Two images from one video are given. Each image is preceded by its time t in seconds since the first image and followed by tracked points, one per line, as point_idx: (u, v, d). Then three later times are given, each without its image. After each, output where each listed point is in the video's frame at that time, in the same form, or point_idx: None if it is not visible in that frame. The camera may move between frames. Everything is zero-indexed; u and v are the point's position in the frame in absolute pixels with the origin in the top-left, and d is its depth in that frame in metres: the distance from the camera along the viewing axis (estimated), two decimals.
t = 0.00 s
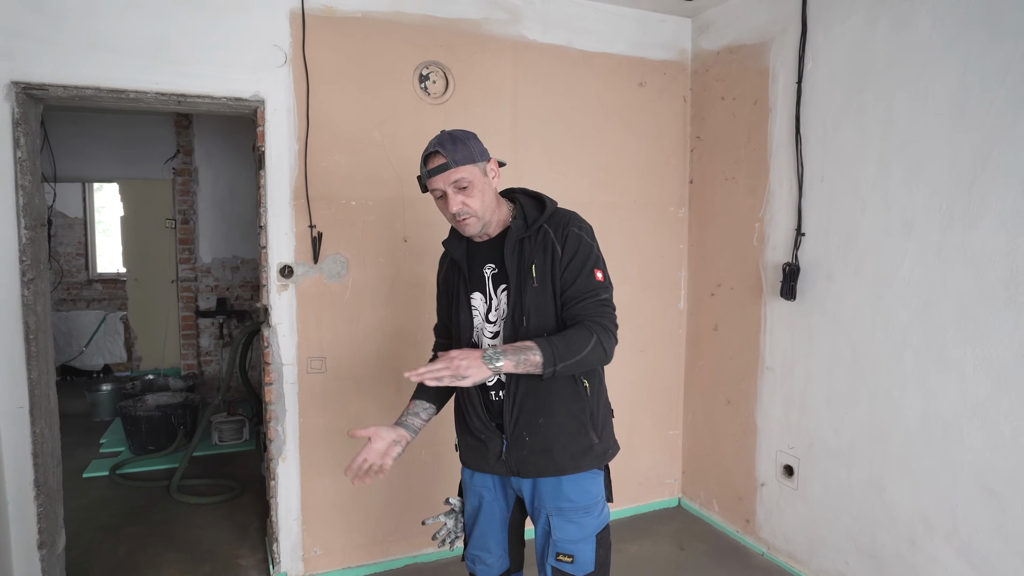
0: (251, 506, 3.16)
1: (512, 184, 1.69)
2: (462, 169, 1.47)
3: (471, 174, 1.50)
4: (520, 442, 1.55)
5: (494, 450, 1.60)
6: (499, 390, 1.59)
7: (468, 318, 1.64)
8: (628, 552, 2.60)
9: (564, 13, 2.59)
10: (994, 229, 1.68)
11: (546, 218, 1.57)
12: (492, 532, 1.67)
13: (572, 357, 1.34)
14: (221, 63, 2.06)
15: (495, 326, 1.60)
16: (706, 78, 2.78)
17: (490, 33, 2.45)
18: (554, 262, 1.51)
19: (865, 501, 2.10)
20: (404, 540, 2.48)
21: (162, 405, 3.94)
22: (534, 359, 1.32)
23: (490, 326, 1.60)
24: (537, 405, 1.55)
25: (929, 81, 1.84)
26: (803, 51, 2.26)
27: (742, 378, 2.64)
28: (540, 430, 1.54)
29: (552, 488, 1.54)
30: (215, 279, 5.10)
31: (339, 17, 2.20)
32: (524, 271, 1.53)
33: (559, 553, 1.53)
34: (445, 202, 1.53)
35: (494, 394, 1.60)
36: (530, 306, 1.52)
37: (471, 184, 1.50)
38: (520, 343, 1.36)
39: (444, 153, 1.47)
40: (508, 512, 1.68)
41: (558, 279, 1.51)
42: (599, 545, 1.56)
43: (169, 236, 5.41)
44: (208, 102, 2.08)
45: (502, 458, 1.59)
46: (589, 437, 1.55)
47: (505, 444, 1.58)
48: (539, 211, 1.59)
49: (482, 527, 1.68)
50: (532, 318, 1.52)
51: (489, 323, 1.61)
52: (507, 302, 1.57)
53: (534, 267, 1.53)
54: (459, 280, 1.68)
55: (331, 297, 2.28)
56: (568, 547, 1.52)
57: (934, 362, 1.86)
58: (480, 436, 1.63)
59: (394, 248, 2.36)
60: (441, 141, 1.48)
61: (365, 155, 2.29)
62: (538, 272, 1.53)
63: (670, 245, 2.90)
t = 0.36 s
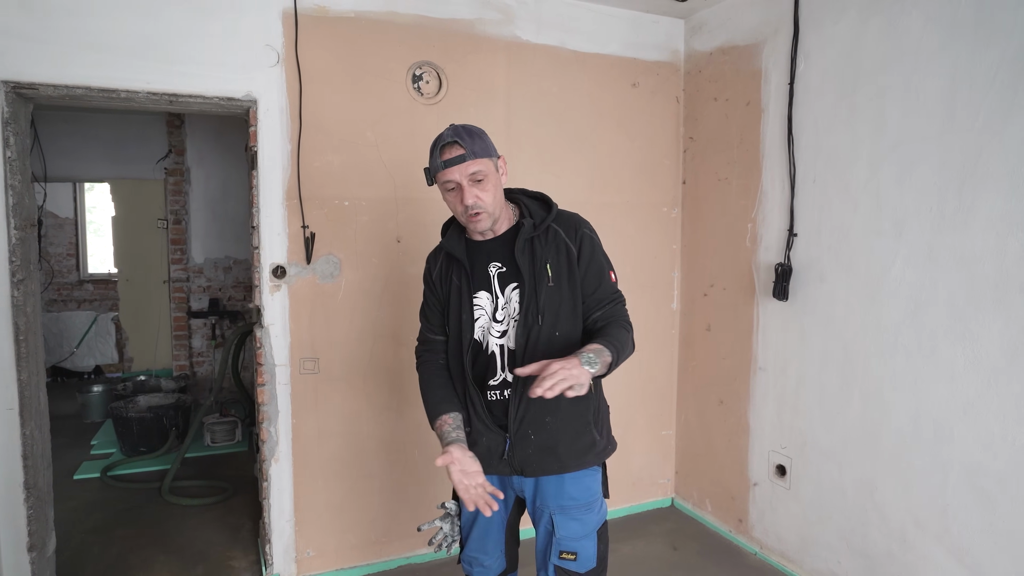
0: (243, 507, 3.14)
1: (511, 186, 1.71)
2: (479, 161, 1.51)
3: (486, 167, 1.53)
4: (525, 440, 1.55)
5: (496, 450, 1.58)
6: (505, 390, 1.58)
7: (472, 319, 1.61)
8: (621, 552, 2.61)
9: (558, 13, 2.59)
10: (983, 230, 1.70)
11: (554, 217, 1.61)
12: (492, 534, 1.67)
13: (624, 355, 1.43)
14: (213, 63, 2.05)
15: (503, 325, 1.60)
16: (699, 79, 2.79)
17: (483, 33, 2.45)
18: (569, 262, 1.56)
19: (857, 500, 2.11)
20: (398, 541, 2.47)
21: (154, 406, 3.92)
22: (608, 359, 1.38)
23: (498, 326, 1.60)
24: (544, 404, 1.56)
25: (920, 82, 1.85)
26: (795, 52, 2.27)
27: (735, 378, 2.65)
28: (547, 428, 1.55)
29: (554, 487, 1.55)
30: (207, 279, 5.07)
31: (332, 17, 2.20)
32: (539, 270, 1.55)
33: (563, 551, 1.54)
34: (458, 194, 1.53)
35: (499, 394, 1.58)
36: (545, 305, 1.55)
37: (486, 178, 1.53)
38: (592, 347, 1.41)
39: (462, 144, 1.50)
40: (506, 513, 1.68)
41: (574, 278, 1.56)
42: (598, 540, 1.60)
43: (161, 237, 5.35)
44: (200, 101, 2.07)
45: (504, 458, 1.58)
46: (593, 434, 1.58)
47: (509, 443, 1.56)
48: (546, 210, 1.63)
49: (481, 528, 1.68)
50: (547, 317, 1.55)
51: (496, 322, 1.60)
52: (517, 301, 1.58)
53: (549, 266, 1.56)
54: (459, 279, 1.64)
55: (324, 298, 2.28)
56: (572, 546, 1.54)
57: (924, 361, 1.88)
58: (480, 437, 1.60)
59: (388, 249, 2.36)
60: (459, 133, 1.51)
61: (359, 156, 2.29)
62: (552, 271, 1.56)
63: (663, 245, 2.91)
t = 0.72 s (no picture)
0: (238, 508, 3.13)
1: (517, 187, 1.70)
2: (498, 161, 1.51)
3: (502, 168, 1.53)
4: (532, 442, 1.56)
5: (503, 453, 1.58)
6: (513, 393, 1.59)
7: (477, 322, 1.60)
8: (617, 552, 2.61)
9: (554, 13, 2.59)
10: (978, 230, 1.71)
11: (560, 221, 1.63)
12: (492, 535, 1.68)
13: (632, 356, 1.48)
14: (208, 62, 2.04)
15: (510, 328, 1.59)
16: (694, 79, 2.79)
17: (479, 33, 2.45)
18: (576, 265, 1.58)
19: (852, 499, 2.12)
20: (394, 542, 2.47)
21: (148, 407, 3.89)
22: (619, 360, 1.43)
23: (505, 329, 1.59)
24: (550, 405, 1.58)
25: (915, 83, 1.86)
26: (790, 53, 2.28)
27: (731, 378, 2.66)
28: (553, 428, 1.58)
29: (561, 484, 1.59)
30: (201, 280, 5.04)
31: (327, 17, 2.19)
32: (548, 273, 1.56)
33: (572, 547, 1.58)
34: (472, 193, 1.52)
35: (507, 396, 1.59)
36: (554, 308, 1.57)
37: (501, 179, 1.52)
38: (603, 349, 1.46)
39: (483, 143, 1.49)
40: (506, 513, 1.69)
41: (580, 281, 1.59)
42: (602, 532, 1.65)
43: (155, 236, 5.36)
44: (195, 101, 2.06)
45: (511, 461, 1.58)
46: (596, 432, 1.62)
47: (516, 445, 1.57)
48: (552, 214, 1.64)
49: (482, 530, 1.67)
50: (555, 321, 1.57)
51: (503, 325, 1.59)
52: (526, 304, 1.58)
53: (557, 270, 1.58)
54: (463, 280, 1.62)
55: (320, 298, 2.27)
56: (580, 540, 1.59)
57: (919, 362, 1.89)
58: (485, 440, 1.60)
59: (384, 249, 2.35)
60: (478, 131, 1.50)
61: (354, 156, 2.28)
62: (560, 275, 1.58)
63: (659, 245, 2.92)
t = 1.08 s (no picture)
0: (236, 509, 3.12)
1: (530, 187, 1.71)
2: (518, 147, 1.55)
3: (521, 156, 1.57)
4: (521, 441, 1.55)
5: (490, 450, 1.57)
6: (504, 387, 1.58)
7: (476, 312, 1.60)
8: (616, 552, 2.60)
9: (552, 13, 2.58)
10: (979, 231, 1.71)
11: (568, 222, 1.62)
12: (484, 536, 1.66)
13: (623, 344, 1.43)
14: (206, 61, 2.03)
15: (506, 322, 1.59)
16: (693, 79, 2.79)
17: (478, 33, 2.44)
18: (578, 265, 1.57)
19: (852, 499, 2.13)
20: (393, 543, 2.46)
21: (144, 408, 3.87)
22: (602, 334, 1.39)
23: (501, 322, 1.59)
24: (543, 404, 1.56)
25: (914, 83, 1.86)
26: (790, 53, 2.28)
27: (730, 377, 2.66)
28: (544, 428, 1.56)
29: (550, 487, 1.56)
30: (198, 280, 5.03)
31: (326, 16, 2.18)
32: (548, 271, 1.56)
33: (559, 551, 1.56)
34: (489, 174, 1.54)
35: (498, 390, 1.58)
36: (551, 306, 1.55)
37: (519, 165, 1.56)
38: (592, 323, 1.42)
39: (506, 127, 1.54)
40: (500, 514, 1.67)
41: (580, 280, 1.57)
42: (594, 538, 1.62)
43: (151, 237, 5.33)
44: (193, 100, 2.05)
45: (498, 458, 1.57)
46: (589, 437, 1.59)
47: (505, 442, 1.55)
48: (561, 214, 1.64)
49: (474, 531, 1.66)
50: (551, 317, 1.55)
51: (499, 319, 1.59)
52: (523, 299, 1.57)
53: (558, 269, 1.57)
54: (466, 270, 1.63)
55: (319, 298, 2.26)
56: (568, 545, 1.56)
57: (919, 362, 1.89)
58: (476, 434, 1.59)
59: (383, 248, 2.35)
60: (503, 117, 1.56)
61: (353, 155, 2.27)
62: (560, 273, 1.57)
63: (658, 245, 2.92)
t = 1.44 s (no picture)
0: (235, 510, 3.11)
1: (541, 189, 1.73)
2: (536, 143, 1.58)
3: (538, 153, 1.59)
4: (513, 442, 1.54)
5: (483, 449, 1.57)
6: (499, 388, 1.57)
7: (477, 310, 1.59)
8: (616, 553, 2.60)
9: (553, 13, 2.58)
10: (979, 231, 1.71)
11: (577, 227, 1.62)
12: (479, 537, 1.66)
13: (634, 369, 1.45)
14: (207, 61, 2.02)
15: (507, 322, 1.57)
16: (693, 79, 2.80)
17: (478, 33, 2.44)
18: (586, 274, 1.57)
19: (852, 499, 2.13)
20: (392, 544, 2.45)
21: (143, 408, 3.86)
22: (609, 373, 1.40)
23: (501, 322, 1.57)
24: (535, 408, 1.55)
25: (915, 84, 1.87)
26: (791, 53, 2.28)
27: (730, 378, 2.66)
28: (536, 432, 1.55)
29: (542, 491, 1.54)
30: (196, 280, 5.02)
31: (327, 15, 2.18)
32: (555, 274, 1.56)
33: (552, 555, 1.55)
34: (504, 165, 1.56)
35: (493, 390, 1.58)
36: (556, 311, 1.55)
37: (534, 161, 1.58)
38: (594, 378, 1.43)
39: (526, 122, 1.58)
40: (495, 515, 1.67)
41: (589, 290, 1.58)
42: (586, 542, 1.61)
43: (148, 237, 5.31)
44: (193, 100, 2.05)
45: (490, 459, 1.57)
46: (581, 445, 1.57)
47: (496, 443, 1.55)
48: (571, 218, 1.64)
49: (469, 533, 1.66)
50: (555, 323, 1.55)
51: (500, 318, 1.58)
52: (526, 301, 1.56)
53: (565, 274, 1.56)
54: (470, 268, 1.63)
55: (319, 298, 2.25)
56: (560, 549, 1.55)
57: (920, 362, 1.89)
58: (470, 432, 1.59)
59: (384, 248, 2.34)
60: (525, 113, 1.60)
61: (352, 155, 2.26)
62: (568, 279, 1.57)
63: (658, 245, 2.92)
